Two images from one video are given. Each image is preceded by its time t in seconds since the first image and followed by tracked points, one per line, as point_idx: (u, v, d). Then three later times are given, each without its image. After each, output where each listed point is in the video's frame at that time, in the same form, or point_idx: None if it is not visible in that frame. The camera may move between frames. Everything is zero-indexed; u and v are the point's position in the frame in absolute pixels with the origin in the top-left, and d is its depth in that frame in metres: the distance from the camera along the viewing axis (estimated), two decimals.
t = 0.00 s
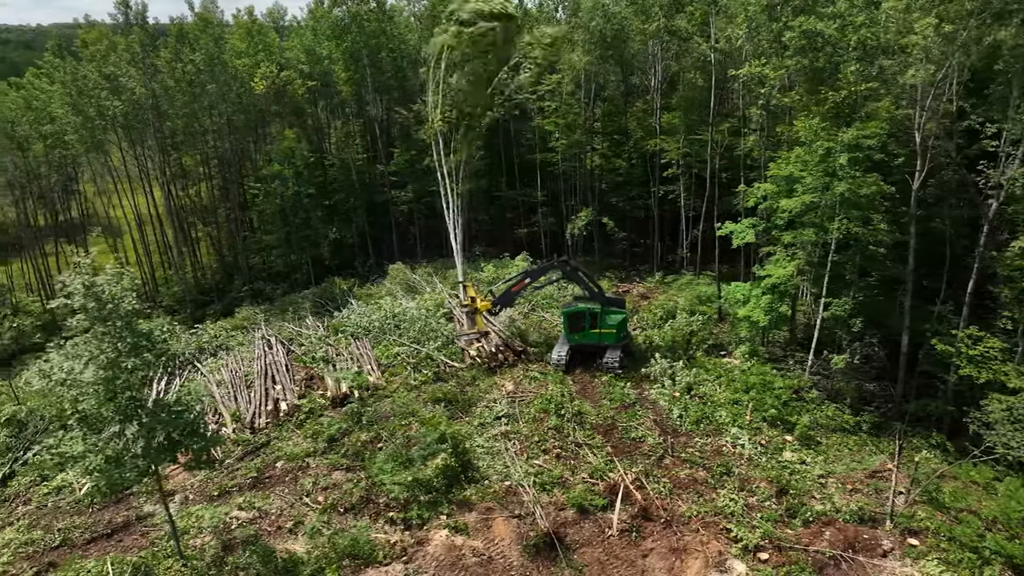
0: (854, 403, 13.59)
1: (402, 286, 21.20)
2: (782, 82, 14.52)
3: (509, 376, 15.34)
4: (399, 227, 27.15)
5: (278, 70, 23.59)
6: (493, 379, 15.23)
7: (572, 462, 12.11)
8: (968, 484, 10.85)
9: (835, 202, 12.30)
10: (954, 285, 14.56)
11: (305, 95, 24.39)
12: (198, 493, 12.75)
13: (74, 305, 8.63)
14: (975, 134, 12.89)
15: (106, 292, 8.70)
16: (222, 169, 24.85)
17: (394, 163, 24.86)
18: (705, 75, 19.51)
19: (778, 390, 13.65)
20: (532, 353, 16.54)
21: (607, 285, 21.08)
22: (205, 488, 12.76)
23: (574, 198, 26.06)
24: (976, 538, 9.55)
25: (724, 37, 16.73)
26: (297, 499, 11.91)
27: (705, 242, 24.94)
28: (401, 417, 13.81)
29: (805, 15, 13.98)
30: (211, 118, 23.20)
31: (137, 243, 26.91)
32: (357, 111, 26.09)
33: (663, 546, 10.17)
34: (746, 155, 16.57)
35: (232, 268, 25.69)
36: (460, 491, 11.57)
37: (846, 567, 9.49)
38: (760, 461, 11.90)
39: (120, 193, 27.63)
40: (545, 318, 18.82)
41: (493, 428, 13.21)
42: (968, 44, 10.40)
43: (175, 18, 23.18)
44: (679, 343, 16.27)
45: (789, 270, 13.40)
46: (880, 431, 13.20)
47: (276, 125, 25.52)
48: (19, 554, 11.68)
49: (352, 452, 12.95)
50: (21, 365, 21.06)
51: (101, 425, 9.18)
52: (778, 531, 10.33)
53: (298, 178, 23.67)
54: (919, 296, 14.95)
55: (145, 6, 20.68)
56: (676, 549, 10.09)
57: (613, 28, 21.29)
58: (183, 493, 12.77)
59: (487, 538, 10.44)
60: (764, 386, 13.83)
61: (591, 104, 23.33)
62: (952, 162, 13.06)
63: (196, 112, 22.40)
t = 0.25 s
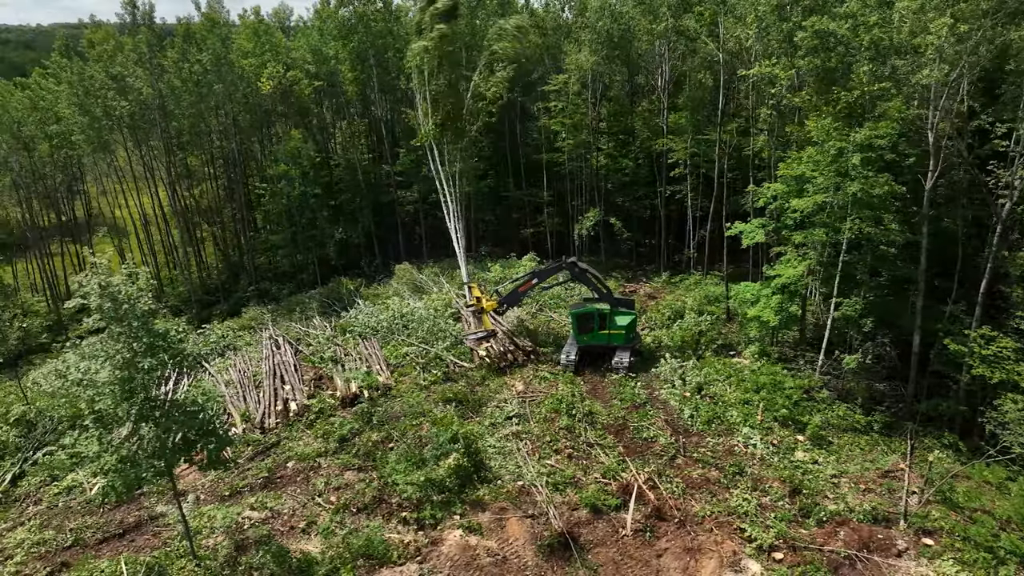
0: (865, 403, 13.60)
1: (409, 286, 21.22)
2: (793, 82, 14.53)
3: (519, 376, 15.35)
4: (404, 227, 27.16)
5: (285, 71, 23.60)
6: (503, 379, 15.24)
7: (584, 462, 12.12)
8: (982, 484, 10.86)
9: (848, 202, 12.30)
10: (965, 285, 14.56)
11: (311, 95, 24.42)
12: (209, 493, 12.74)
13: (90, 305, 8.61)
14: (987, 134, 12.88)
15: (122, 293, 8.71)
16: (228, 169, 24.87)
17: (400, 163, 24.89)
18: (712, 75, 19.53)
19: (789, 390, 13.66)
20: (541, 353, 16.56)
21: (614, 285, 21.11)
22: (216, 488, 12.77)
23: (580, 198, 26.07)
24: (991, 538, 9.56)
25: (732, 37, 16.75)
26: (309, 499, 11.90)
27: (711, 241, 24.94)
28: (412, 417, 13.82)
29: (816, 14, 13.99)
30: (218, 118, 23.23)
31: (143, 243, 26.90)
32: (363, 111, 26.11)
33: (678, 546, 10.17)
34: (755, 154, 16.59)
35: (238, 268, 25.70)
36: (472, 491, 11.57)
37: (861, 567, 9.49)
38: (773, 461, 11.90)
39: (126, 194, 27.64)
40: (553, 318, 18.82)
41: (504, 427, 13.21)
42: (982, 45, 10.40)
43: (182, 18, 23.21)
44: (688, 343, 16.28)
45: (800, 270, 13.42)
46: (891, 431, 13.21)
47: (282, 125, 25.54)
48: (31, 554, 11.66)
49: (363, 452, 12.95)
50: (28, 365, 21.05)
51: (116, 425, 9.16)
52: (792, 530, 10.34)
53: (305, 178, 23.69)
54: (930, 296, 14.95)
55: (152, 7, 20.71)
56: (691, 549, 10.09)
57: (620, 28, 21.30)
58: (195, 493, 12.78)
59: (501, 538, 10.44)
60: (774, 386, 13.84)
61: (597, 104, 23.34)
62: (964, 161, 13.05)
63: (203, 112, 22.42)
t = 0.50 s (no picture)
0: (876, 403, 13.61)
1: (416, 286, 21.24)
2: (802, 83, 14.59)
3: (528, 375, 15.37)
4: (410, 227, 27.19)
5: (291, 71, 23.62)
6: (513, 379, 15.26)
7: (596, 462, 12.13)
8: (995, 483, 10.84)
9: (859, 202, 12.33)
10: (976, 285, 14.55)
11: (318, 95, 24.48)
12: (220, 493, 12.75)
13: (106, 304, 8.62)
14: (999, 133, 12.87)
15: (138, 292, 8.72)
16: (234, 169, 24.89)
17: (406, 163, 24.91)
18: (719, 75, 19.56)
19: (799, 390, 13.68)
20: (550, 353, 16.58)
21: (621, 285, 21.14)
22: (227, 488, 12.77)
23: (585, 198, 26.08)
24: (1005, 537, 9.55)
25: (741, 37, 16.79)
26: (321, 499, 11.90)
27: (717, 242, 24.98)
28: (423, 417, 13.84)
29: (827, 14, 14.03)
30: (224, 118, 23.27)
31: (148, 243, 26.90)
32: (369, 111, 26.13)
33: (692, 546, 10.18)
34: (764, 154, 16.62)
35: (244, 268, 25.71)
36: (485, 491, 11.58)
37: (875, 566, 9.49)
38: (784, 461, 11.91)
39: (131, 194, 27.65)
40: (560, 318, 18.85)
41: (515, 427, 13.22)
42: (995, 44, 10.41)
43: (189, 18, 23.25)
44: (697, 343, 16.29)
45: (810, 270, 13.44)
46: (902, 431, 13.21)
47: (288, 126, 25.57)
48: (43, 553, 11.64)
49: (374, 452, 12.96)
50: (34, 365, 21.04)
51: (131, 425, 9.15)
52: (806, 530, 10.34)
53: (311, 178, 23.72)
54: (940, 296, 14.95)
55: (159, 6, 20.74)
56: (705, 548, 10.09)
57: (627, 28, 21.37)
58: (206, 493, 12.78)
59: (514, 537, 10.44)
60: (784, 386, 13.86)
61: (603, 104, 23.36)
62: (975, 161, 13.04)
63: (209, 112, 22.45)
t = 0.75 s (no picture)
0: (886, 402, 13.63)
1: (422, 286, 21.25)
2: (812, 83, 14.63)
3: (538, 375, 15.38)
4: (415, 227, 27.21)
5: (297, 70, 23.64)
6: (522, 378, 15.28)
7: (607, 461, 12.14)
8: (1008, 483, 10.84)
9: (870, 202, 12.35)
10: (985, 285, 14.56)
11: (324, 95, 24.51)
12: (231, 493, 12.74)
13: (122, 305, 8.63)
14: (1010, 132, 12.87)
15: (154, 292, 8.73)
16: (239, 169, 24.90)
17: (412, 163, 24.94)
18: (726, 75, 19.59)
19: (809, 389, 13.70)
20: (558, 352, 16.60)
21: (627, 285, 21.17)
22: (238, 488, 12.77)
23: (590, 198, 26.10)
24: (1019, 537, 9.55)
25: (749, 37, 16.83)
26: (333, 499, 11.90)
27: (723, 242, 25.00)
28: (433, 417, 13.86)
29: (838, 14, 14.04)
30: (230, 118, 23.29)
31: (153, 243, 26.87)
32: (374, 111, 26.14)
33: (705, 545, 10.19)
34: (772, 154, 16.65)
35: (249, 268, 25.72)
36: (497, 490, 11.59)
37: (889, 565, 9.51)
38: (796, 460, 11.92)
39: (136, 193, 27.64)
40: (567, 318, 18.89)
41: (525, 427, 13.23)
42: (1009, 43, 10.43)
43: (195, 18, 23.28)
44: (705, 343, 16.31)
45: (820, 269, 13.47)
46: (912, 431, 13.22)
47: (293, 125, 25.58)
48: (55, 553, 11.60)
49: (385, 452, 12.96)
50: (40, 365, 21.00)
51: (146, 425, 9.14)
52: (819, 529, 10.35)
53: (317, 178, 23.74)
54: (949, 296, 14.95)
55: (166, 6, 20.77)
56: (718, 548, 10.10)
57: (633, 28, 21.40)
58: (217, 493, 12.77)
59: (528, 537, 10.45)
60: (794, 385, 13.89)
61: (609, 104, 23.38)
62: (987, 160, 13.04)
63: (215, 112, 22.48)
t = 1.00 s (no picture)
0: (895, 402, 13.64)
1: (428, 287, 21.30)
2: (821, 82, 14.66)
3: (546, 375, 15.42)
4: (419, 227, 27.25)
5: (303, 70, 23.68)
6: (531, 378, 15.30)
7: (618, 461, 12.16)
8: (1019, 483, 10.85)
9: (880, 202, 12.37)
10: (995, 285, 14.57)
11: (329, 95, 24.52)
12: (241, 493, 12.72)
13: (137, 305, 8.58)
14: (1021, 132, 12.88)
15: (169, 291, 8.72)
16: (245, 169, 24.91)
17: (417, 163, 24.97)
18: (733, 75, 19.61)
19: (818, 389, 13.73)
20: (566, 352, 16.62)
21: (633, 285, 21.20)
22: (248, 488, 12.77)
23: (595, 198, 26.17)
24: None
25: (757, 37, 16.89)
26: (344, 499, 11.89)
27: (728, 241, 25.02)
28: (443, 417, 13.87)
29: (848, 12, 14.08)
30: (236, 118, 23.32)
31: (156, 243, 26.82)
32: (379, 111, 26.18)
33: (719, 545, 10.19)
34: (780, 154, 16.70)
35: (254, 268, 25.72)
36: (508, 490, 11.59)
37: (903, 564, 9.52)
38: (807, 460, 11.93)
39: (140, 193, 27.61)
40: (574, 318, 18.92)
41: (535, 427, 13.24)
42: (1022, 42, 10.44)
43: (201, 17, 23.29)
44: (713, 342, 16.35)
45: (829, 269, 13.51)
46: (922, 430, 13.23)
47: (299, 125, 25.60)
48: (65, 554, 11.54)
49: (396, 451, 12.96)
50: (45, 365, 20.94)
51: (161, 425, 9.13)
52: (831, 528, 10.36)
53: (322, 178, 23.74)
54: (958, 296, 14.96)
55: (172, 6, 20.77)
56: (731, 547, 10.11)
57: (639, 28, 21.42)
58: (227, 493, 12.77)
59: (540, 536, 10.45)
60: (803, 384, 13.92)
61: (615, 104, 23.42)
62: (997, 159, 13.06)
63: (221, 112, 22.48)
